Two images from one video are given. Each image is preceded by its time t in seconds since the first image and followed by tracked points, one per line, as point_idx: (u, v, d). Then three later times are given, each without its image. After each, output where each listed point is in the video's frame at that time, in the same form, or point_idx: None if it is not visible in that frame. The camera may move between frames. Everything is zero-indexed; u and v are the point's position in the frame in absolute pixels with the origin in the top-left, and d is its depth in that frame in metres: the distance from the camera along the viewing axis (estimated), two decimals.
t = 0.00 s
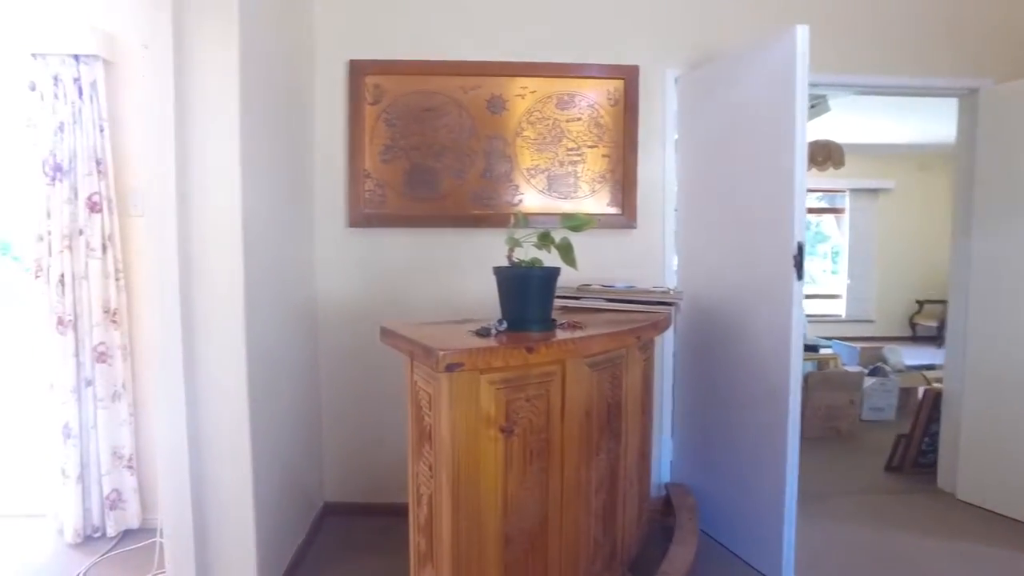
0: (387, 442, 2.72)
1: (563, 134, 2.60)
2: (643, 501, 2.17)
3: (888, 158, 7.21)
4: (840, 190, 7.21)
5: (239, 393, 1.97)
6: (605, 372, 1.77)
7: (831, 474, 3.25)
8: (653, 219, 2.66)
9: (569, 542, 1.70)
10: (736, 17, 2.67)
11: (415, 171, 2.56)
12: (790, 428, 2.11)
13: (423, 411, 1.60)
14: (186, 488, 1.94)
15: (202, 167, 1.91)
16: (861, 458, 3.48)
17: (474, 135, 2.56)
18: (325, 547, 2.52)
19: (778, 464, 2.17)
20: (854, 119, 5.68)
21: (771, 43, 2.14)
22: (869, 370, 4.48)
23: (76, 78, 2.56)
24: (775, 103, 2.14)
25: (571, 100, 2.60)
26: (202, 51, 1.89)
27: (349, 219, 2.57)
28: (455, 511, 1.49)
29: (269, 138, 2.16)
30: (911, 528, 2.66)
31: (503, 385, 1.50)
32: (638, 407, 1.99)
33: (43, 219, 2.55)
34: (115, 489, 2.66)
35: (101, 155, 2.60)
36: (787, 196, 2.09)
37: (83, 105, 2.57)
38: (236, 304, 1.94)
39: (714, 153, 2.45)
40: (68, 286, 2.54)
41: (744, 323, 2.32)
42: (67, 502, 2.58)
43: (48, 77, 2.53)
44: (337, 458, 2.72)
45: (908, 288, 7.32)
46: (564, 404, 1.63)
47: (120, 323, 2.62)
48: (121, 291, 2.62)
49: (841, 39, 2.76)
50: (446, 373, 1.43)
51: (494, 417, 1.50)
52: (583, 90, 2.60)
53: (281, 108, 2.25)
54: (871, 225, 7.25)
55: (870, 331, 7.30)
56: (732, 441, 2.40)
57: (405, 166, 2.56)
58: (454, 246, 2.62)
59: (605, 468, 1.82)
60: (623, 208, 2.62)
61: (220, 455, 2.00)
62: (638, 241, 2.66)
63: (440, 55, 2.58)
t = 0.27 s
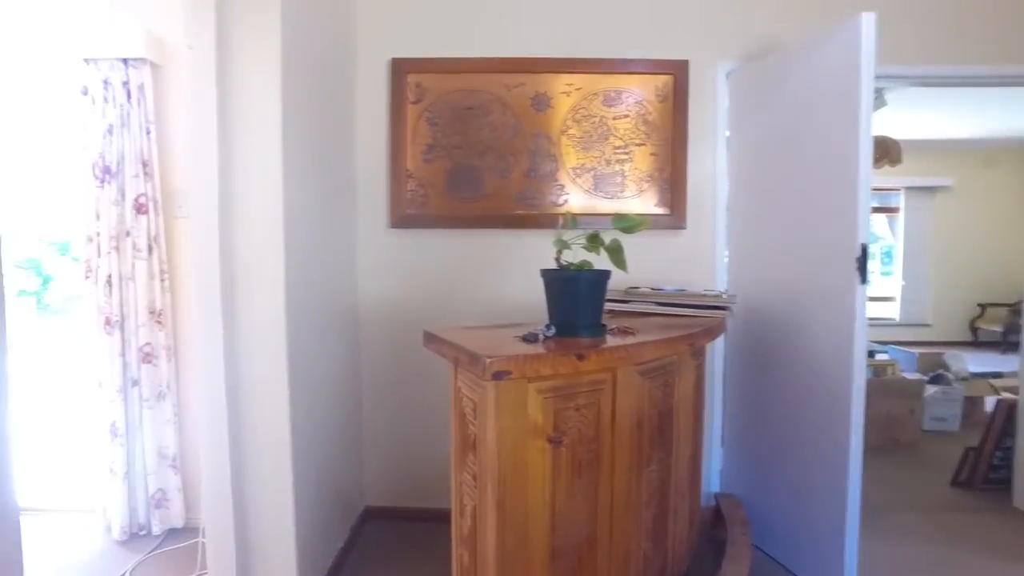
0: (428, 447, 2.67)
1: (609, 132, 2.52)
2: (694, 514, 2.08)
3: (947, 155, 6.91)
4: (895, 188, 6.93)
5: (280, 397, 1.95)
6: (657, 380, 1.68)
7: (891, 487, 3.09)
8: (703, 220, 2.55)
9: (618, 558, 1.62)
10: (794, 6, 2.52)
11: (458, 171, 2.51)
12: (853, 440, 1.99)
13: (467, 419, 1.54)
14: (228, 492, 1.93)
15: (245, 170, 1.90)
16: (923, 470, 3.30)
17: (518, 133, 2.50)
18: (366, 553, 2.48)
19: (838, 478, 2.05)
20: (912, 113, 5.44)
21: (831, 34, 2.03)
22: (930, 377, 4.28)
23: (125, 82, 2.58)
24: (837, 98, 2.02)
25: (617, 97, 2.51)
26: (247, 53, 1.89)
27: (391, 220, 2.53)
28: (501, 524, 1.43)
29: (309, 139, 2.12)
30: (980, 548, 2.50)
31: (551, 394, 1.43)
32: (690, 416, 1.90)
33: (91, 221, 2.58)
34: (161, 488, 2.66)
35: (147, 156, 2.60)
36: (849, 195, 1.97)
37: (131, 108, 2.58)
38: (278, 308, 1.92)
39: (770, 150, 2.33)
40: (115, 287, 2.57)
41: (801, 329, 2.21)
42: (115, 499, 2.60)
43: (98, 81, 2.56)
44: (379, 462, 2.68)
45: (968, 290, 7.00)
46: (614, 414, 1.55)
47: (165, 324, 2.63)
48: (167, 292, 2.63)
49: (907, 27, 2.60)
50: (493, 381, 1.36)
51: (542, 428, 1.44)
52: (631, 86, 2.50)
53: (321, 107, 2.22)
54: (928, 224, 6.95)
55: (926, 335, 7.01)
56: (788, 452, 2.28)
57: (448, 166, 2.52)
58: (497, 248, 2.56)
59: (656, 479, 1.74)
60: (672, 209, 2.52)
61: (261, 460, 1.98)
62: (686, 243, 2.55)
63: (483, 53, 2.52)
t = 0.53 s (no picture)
0: (476, 454, 2.61)
1: (666, 129, 2.40)
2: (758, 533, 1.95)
3: None
4: (968, 186, 6.56)
5: (327, 403, 1.91)
6: (721, 392, 1.57)
7: (969, 508, 2.88)
8: (766, 221, 2.42)
9: None
10: None
11: (509, 170, 2.44)
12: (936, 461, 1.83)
13: (519, 430, 1.46)
14: (274, 498, 1.91)
15: (292, 173, 1.89)
16: (1005, 490, 3.08)
17: (571, 131, 2.42)
18: (413, 560, 2.43)
19: (915, 500, 1.90)
20: (991, 107, 5.11)
21: (909, 19, 1.87)
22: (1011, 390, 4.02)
23: (178, 84, 2.58)
24: (916, 88, 1.86)
25: (675, 92, 2.39)
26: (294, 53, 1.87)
27: (440, 221, 2.48)
28: (555, 543, 1.34)
29: (357, 139, 2.08)
30: None
31: (609, 406, 1.34)
32: (755, 430, 1.78)
33: (145, 222, 2.60)
34: (210, 489, 2.66)
35: (199, 158, 2.60)
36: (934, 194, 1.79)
37: (183, 110, 2.58)
38: (325, 312, 1.89)
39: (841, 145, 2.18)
40: (167, 288, 2.59)
41: (874, 337, 2.05)
42: (163, 500, 2.61)
43: (153, 84, 2.57)
44: (425, 468, 2.63)
45: None
46: (676, 428, 1.45)
47: (215, 325, 2.63)
48: (217, 294, 2.63)
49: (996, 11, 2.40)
50: (547, 392, 1.28)
51: (599, 442, 1.35)
52: (689, 80, 2.38)
53: (369, 106, 2.17)
54: (1004, 224, 6.56)
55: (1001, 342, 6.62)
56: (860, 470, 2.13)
57: (498, 165, 2.45)
58: (548, 250, 2.48)
59: (719, 498, 1.63)
60: (733, 209, 2.39)
61: (307, 466, 1.94)
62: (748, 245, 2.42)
63: (534, 49, 2.44)
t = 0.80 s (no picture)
0: (517, 463, 2.53)
1: (720, 124, 2.28)
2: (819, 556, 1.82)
3: None
4: None
5: (365, 408, 1.87)
6: (785, 405, 1.45)
7: None
8: (828, 221, 2.27)
9: None
10: None
11: (554, 169, 2.36)
12: None
13: (566, 443, 1.38)
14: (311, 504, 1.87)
15: (331, 172, 1.84)
16: None
17: (619, 128, 2.32)
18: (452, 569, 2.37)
19: (999, 527, 1.73)
20: None
21: None
22: None
23: (222, 84, 2.56)
24: (1003, 74, 1.70)
25: (729, 86, 2.27)
26: (335, 49, 1.83)
27: (483, 221, 2.41)
28: (603, 567, 1.25)
29: (398, 137, 2.02)
30: None
31: (664, 421, 1.24)
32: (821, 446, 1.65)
33: (188, 223, 2.60)
34: (250, 491, 2.64)
35: (241, 158, 2.58)
36: None
37: (226, 110, 2.56)
38: (364, 316, 1.85)
39: (913, 138, 2.01)
40: (207, 288, 2.58)
41: (952, 347, 1.89)
42: (203, 501, 2.61)
43: (197, 85, 2.57)
44: (466, 475, 2.56)
45: None
46: (735, 445, 1.34)
47: (256, 326, 2.61)
48: (257, 295, 2.61)
49: None
50: (597, 406, 1.20)
51: (652, 459, 1.25)
52: (745, 73, 2.26)
53: (410, 104, 2.12)
54: None
55: None
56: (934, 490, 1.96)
57: (543, 163, 2.37)
58: (593, 251, 2.38)
59: (782, 520, 1.50)
60: (791, 208, 2.26)
61: (344, 472, 1.90)
62: (807, 246, 2.28)
63: (581, 42, 2.34)
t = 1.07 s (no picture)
0: (558, 474, 2.42)
1: (777, 117, 2.14)
2: None
3: None
4: None
5: (399, 415, 1.79)
6: (857, 424, 1.31)
7: None
8: (896, 220, 2.11)
9: None
10: None
11: (599, 166, 2.25)
12: None
13: (614, 460, 1.27)
14: (342, 515, 1.80)
15: (364, 171, 1.77)
16: None
17: (667, 123, 2.20)
18: None
19: None
20: None
21: None
22: None
23: (258, 82, 2.52)
24: None
25: (787, 76, 2.12)
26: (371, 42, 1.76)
27: (524, 221, 2.32)
28: None
29: (435, 134, 1.94)
30: None
31: (722, 441, 1.13)
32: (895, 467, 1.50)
33: (224, 223, 2.57)
34: (284, 496, 2.60)
35: (277, 157, 2.54)
36: None
37: (262, 109, 2.52)
38: (398, 321, 1.77)
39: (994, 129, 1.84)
40: (242, 290, 2.55)
41: None
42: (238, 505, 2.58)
43: (233, 84, 2.54)
44: (504, 485, 2.47)
45: None
46: (801, 467, 1.21)
47: (291, 328, 2.57)
48: (293, 296, 2.56)
49: None
50: (649, 424, 1.08)
51: (709, 483, 1.14)
52: (805, 62, 2.11)
53: (448, 99, 2.03)
54: None
55: None
56: (1015, 516, 1.78)
57: (587, 160, 2.26)
58: (639, 253, 2.26)
59: (852, 549, 1.36)
60: (855, 206, 2.10)
61: (377, 482, 1.82)
62: (872, 247, 2.12)
63: (627, 32, 2.23)
